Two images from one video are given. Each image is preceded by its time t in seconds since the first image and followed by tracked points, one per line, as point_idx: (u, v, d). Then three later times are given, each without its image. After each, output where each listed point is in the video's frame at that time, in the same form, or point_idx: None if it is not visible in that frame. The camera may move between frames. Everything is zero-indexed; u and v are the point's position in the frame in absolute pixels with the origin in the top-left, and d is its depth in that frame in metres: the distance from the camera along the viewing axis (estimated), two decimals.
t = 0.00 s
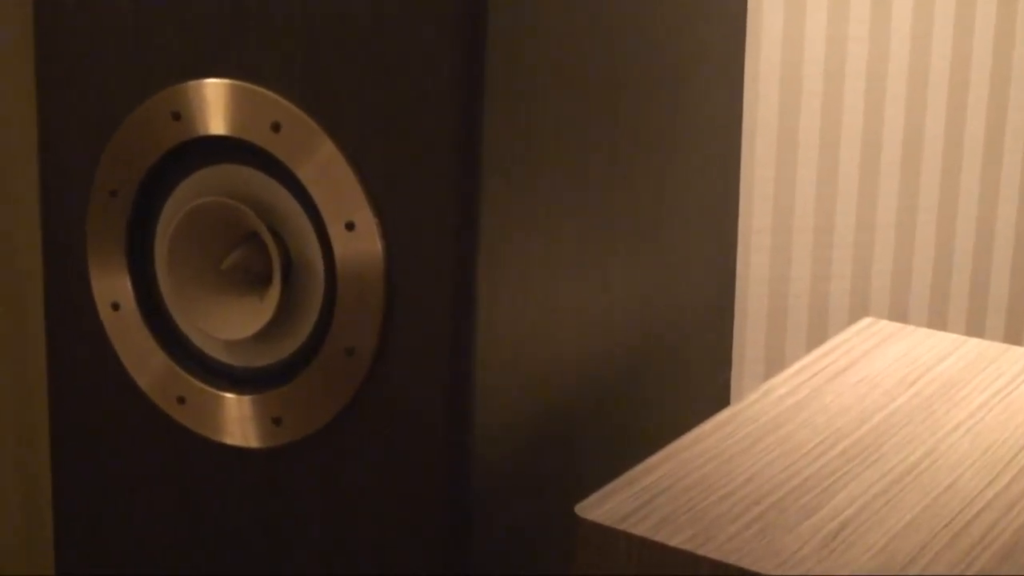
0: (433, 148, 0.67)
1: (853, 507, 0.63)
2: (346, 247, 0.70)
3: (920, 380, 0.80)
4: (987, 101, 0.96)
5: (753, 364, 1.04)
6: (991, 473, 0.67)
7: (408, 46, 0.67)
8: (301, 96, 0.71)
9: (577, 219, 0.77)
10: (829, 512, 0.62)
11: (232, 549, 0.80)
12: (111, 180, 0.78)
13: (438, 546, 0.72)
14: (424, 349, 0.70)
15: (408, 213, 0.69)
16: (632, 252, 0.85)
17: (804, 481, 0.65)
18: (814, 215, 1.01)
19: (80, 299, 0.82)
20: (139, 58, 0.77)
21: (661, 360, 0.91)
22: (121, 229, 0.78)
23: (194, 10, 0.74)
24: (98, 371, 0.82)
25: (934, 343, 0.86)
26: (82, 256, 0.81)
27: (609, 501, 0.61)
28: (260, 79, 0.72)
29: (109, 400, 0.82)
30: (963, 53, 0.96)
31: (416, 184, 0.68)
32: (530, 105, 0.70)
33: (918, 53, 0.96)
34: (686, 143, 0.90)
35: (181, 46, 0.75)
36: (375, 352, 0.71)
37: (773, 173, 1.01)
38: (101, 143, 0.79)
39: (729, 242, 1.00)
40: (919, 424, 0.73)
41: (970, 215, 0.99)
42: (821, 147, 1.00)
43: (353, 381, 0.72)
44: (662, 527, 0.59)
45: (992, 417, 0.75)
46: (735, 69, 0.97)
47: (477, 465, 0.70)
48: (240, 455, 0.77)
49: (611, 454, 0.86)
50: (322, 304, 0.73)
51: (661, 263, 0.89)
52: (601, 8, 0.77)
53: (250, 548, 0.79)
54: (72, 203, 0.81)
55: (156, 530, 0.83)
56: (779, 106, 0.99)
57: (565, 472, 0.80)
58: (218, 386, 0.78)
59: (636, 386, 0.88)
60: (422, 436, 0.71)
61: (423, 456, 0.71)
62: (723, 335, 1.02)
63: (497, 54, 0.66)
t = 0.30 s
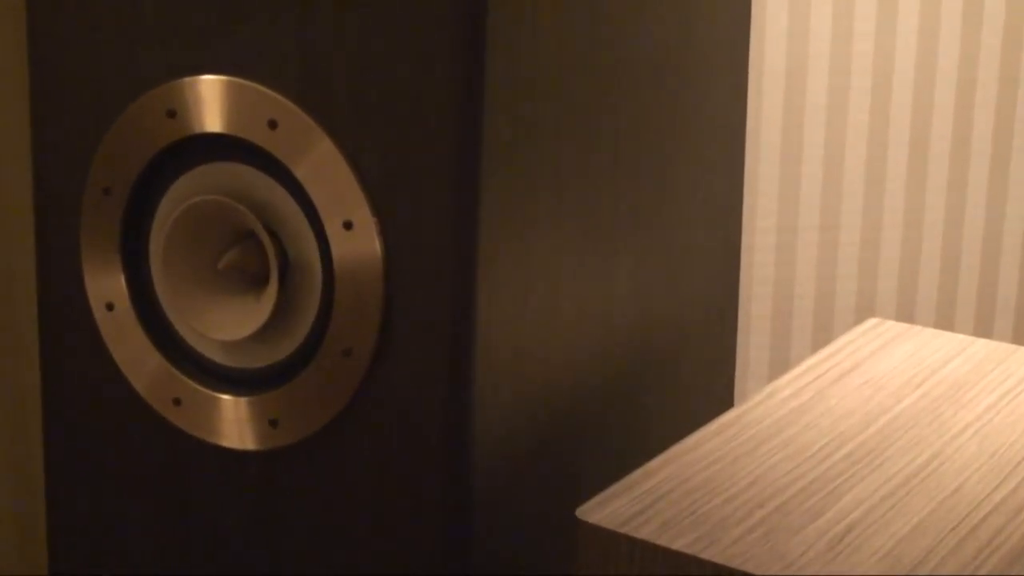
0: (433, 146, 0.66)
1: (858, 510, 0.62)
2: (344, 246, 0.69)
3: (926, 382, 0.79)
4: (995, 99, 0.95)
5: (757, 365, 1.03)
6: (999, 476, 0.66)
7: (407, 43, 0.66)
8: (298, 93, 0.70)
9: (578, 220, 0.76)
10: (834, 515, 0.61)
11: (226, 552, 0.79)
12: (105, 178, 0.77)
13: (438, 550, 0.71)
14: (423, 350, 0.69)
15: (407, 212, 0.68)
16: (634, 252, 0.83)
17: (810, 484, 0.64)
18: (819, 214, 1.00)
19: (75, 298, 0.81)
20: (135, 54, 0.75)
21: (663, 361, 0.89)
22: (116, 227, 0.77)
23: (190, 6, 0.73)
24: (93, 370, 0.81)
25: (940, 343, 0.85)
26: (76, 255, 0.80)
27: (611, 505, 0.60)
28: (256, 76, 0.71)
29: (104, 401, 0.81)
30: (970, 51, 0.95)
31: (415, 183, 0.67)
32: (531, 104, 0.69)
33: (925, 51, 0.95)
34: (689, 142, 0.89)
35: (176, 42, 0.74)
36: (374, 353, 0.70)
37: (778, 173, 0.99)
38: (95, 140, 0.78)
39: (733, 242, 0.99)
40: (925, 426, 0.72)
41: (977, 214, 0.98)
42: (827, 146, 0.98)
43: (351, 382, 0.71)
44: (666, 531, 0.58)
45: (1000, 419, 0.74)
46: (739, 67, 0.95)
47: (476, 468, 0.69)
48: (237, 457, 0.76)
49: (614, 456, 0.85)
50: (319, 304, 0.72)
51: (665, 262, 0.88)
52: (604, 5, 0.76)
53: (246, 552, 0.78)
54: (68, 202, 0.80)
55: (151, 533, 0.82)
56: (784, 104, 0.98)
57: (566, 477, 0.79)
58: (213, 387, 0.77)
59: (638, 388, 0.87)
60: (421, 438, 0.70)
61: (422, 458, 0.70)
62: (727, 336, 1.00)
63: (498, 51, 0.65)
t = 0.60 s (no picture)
0: (433, 146, 0.66)
1: (858, 510, 0.62)
2: (344, 246, 0.69)
3: (927, 382, 0.79)
4: (995, 99, 0.95)
5: (757, 365, 1.03)
6: (998, 477, 0.66)
7: (406, 43, 0.66)
8: (298, 93, 0.70)
9: (578, 219, 0.76)
10: (834, 515, 0.61)
11: (226, 551, 0.79)
12: (105, 178, 0.77)
13: (438, 550, 0.71)
14: (423, 351, 0.69)
15: (406, 213, 0.68)
16: (634, 252, 0.83)
17: (810, 484, 0.64)
18: (819, 214, 1.00)
19: (75, 298, 0.81)
20: (134, 54, 0.75)
21: (663, 361, 0.89)
22: (115, 228, 0.77)
23: (190, 6, 0.73)
24: (93, 370, 0.81)
25: (940, 343, 0.85)
26: (76, 254, 0.80)
27: (610, 505, 0.60)
28: (256, 76, 0.71)
29: (104, 401, 0.81)
30: (970, 52, 0.95)
31: (415, 183, 0.67)
32: (531, 104, 0.69)
33: (925, 52, 0.95)
34: (689, 142, 0.89)
35: (176, 42, 0.74)
36: (374, 353, 0.70)
37: (778, 172, 0.99)
38: (95, 140, 0.78)
39: (733, 242, 0.99)
40: (925, 427, 0.72)
41: (978, 213, 0.98)
42: (827, 146, 0.99)
43: (351, 382, 0.71)
44: (666, 532, 0.58)
45: (1000, 419, 0.74)
46: (739, 67, 0.95)
47: (476, 468, 0.69)
48: (236, 457, 0.76)
49: (614, 456, 0.85)
50: (320, 304, 0.72)
51: (666, 262, 0.88)
52: (604, 5, 0.76)
53: (246, 552, 0.78)
54: (68, 202, 0.80)
55: (151, 532, 0.82)
56: (784, 105, 0.98)
57: (567, 477, 0.79)
58: (213, 387, 0.77)
59: (638, 388, 0.87)
60: (421, 438, 0.70)
61: (422, 458, 0.70)
62: (727, 336, 1.00)
63: (498, 51, 0.65)
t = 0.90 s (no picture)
0: (432, 147, 0.66)
1: (858, 510, 0.62)
2: (344, 247, 0.69)
3: (926, 382, 0.79)
4: (995, 99, 0.95)
5: (757, 365, 1.03)
6: (998, 477, 0.66)
7: (406, 44, 0.66)
8: (297, 93, 0.70)
9: (577, 220, 0.76)
10: (834, 516, 0.61)
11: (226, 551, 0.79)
12: (105, 178, 0.77)
13: (437, 551, 0.70)
14: (423, 351, 0.68)
15: (406, 213, 0.68)
16: (634, 252, 0.83)
17: (810, 485, 0.64)
18: (819, 214, 1.00)
19: (74, 298, 0.81)
20: (134, 54, 0.75)
21: (663, 361, 0.89)
22: (115, 228, 0.77)
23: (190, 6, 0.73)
24: (92, 371, 0.81)
25: (940, 343, 0.85)
26: (76, 254, 0.80)
27: (610, 505, 0.60)
28: (256, 76, 0.71)
29: (104, 401, 0.81)
30: (970, 52, 0.95)
31: (415, 183, 0.67)
32: (531, 104, 0.69)
33: (925, 52, 0.95)
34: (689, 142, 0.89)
35: (176, 42, 0.74)
36: (374, 353, 0.70)
37: (778, 172, 0.99)
38: (95, 140, 0.78)
39: (733, 242, 0.99)
40: (925, 427, 0.72)
41: (977, 213, 0.98)
42: (827, 146, 0.98)
43: (351, 383, 0.71)
44: (667, 532, 0.58)
45: (1000, 419, 0.74)
46: (739, 66, 0.95)
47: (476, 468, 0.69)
48: (236, 457, 0.76)
49: (614, 456, 0.85)
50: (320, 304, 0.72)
51: (665, 262, 0.88)
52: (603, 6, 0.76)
53: (246, 552, 0.78)
54: (67, 201, 0.80)
55: (151, 532, 0.81)
56: (784, 104, 0.98)
57: (566, 477, 0.79)
58: (213, 387, 0.77)
59: (638, 389, 0.87)
60: (421, 439, 0.70)
61: (422, 458, 0.70)
62: (726, 336, 1.00)
63: (498, 51, 0.65)
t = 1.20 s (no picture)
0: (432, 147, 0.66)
1: (857, 510, 0.62)
2: (344, 247, 0.69)
3: (926, 382, 0.79)
4: (994, 100, 0.95)
5: (757, 365, 1.03)
6: (998, 477, 0.66)
7: (405, 44, 0.66)
8: (297, 93, 0.70)
9: (577, 220, 0.76)
10: (833, 516, 0.61)
11: (227, 551, 0.79)
12: (105, 178, 0.77)
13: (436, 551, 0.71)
14: (422, 350, 0.68)
15: (406, 213, 0.68)
16: (634, 252, 0.83)
17: (810, 485, 0.64)
18: (819, 214, 1.00)
19: (74, 298, 0.81)
20: (134, 54, 0.75)
21: (663, 361, 0.90)
22: (115, 228, 0.77)
23: (190, 6, 0.73)
24: (93, 371, 0.81)
25: (940, 344, 0.85)
26: (76, 255, 0.80)
27: (610, 505, 0.60)
28: (256, 76, 0.71)
29: (104, 401, 0.81)
30: (970, 52, 0.95)
31: (415, 183, 0.67)
32: (531, 104, 0.69)
33: (924, 52, 0.95)
34: (688, 142, 0.89)
35: (176, 42, 0.74)
36: (373, 353, 0.70)
37: (778, 172, 0.99)
38: (95, 140, 0.78)
39: (733, 242, 0.99)
40: (925, 427, 0.72)
41: (977, 213, 0.98)
42: (826, 146, 0.99)
43: (351, 383, 0.71)
44: (666, 531, 0.58)
45: (999, 420, 0.74)
46: (739, 66, 0.96)
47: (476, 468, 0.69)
48: (236, 457, 0.76)
49: (614, 455, 0.85)
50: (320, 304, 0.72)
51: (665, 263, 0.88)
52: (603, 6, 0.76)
53: (245, 552, 0.78)
54: (67, 201, 0.80)
55: (151, 533, 0.81)
56: (784, 104, 0.98)
57: (567, 477, 0.79)
58: (213, 387, 0.77)
59: (638, 389, 0.87)
60: (421, 438, 0.70)
61: (421, 458, 0.70)
62: (726, 335, 1.00)
63: (497, 52, 0.65)
